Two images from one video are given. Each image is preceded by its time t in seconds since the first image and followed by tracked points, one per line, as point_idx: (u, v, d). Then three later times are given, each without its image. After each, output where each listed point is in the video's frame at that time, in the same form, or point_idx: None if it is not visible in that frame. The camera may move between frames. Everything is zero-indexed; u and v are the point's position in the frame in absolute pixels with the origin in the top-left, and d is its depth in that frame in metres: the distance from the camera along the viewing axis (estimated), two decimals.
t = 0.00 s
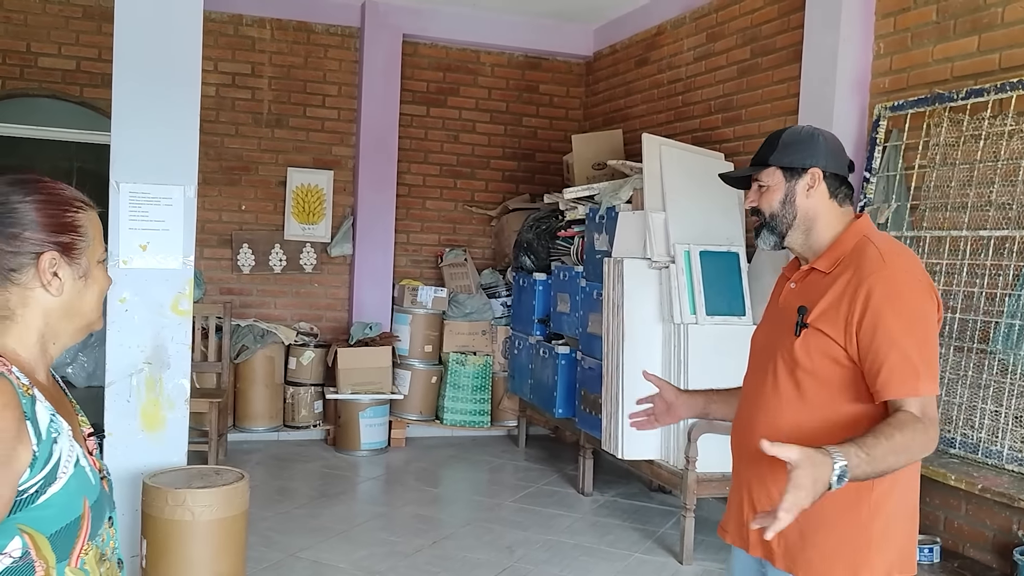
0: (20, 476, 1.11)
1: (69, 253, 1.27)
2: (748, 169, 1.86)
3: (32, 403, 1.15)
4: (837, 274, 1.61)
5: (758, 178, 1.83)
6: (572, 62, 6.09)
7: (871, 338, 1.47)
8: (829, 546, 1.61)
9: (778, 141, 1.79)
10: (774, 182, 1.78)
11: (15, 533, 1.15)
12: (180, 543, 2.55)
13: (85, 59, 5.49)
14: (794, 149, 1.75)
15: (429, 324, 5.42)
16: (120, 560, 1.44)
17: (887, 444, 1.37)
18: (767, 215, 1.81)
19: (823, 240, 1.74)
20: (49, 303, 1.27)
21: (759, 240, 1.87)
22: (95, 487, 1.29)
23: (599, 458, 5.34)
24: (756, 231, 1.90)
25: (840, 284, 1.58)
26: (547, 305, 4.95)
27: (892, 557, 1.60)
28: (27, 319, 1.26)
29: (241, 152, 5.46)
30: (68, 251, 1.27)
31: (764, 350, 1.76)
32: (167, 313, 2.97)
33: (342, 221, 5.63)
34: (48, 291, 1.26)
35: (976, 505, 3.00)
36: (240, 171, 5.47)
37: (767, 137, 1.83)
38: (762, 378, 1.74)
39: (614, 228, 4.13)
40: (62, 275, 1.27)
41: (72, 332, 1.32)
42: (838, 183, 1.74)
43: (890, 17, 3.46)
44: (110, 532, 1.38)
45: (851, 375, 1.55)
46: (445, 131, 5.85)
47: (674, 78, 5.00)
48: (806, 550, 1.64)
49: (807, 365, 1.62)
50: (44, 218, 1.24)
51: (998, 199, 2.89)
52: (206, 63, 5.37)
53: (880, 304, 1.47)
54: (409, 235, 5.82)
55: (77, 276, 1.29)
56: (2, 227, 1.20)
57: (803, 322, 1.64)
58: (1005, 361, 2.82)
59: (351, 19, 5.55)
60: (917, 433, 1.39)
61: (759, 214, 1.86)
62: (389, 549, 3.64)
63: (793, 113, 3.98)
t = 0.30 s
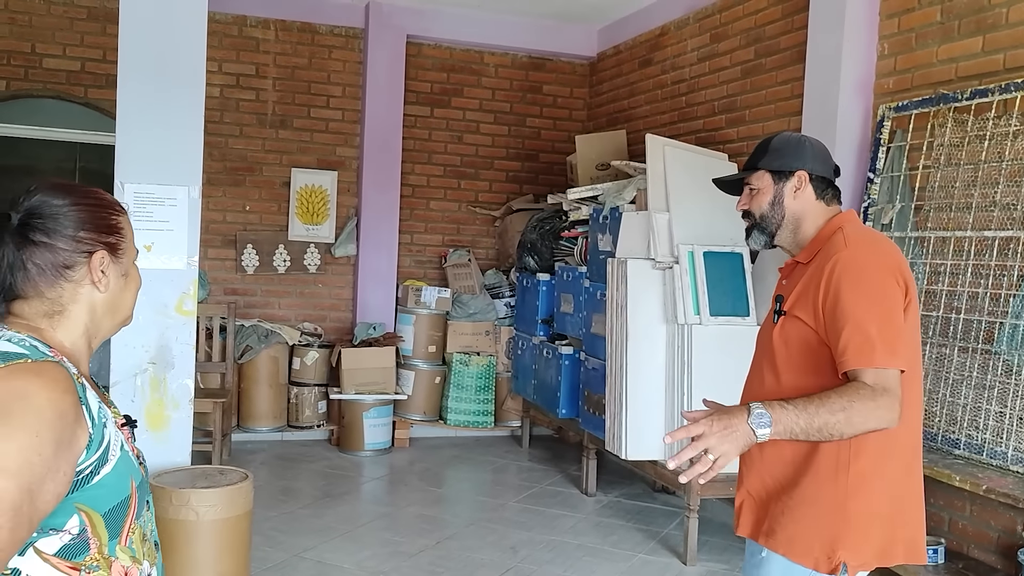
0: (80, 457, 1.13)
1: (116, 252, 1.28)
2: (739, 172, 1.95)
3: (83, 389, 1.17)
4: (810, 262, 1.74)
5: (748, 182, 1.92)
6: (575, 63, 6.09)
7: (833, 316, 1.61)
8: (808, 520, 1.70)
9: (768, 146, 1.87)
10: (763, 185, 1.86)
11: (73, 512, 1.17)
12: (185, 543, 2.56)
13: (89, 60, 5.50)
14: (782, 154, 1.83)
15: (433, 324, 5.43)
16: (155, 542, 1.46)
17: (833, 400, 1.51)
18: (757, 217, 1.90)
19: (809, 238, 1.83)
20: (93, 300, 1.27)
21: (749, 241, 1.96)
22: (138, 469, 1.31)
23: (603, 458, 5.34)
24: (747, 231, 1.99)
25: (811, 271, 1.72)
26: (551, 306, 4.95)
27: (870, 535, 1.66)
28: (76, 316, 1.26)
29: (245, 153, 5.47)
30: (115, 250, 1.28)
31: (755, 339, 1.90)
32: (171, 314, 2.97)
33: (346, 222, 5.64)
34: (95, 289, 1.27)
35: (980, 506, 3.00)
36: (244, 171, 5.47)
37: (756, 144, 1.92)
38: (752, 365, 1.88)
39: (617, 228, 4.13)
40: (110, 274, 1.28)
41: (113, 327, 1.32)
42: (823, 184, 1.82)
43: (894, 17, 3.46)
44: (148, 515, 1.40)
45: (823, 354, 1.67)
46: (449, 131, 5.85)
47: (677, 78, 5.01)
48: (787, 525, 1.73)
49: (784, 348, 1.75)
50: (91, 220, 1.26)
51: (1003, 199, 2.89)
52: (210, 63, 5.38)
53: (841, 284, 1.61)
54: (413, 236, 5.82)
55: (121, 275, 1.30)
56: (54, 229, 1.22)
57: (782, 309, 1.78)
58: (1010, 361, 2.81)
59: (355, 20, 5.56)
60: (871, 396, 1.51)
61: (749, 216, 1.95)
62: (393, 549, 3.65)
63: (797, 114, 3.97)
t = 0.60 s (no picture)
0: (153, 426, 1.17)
1: (159, 244, 1.28)
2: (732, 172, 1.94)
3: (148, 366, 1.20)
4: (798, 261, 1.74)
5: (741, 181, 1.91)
6: (579, 62, 6.09)
7: (817, 313, 1.61)
8: (792, 514, 1.69)
9: (761, 146, 1.86)
10: (757, 185, 1.85)
11: (147, 480, 1.20)
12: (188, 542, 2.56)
13: (93, 60, 5.51)
14: (777, 154, 1.82)
15: (436, 324, 5.43)
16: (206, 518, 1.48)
17: (825, 397, 1.50)
18: (750, 216, 1.89)
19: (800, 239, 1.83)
20: (140, 292, 1.26)
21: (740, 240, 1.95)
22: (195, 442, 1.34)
23: (606, 458, 5.33)
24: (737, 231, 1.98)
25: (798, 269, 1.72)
26: (554, 305, 4.94)
27: (855, 530, 1.66)
28: (125, 307, 1.25)
29: (249, 152, 5.47)
30: (159, 241, 1.27)
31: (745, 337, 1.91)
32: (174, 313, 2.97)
33: (349, 221, 5.64)
34: (142, 280, 1.26)
35: (985, 506, 2.99)
36: (247, 170, 5.48)
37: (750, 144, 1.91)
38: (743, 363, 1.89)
39: (621, 228, 4.12)
40: (153, 266, 1.27)
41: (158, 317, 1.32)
42: (817, 186, 1.82)
43: (899, 16, 3.45)
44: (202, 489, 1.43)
45: (809, 352, 1.68)
46: (452, 131, 5.85)
47: (681, 77, 5.00)
48: (772, 518, 1.73)
49: (772, 346, 1.76)
50: (133, 214, 1.24)
51: (1008, 199, 2.88)
52: (214, 63, 5.39)
53: (825, 281, 1.61)
54: (416, 235, 5.82)
55: (162, 266, 1.29)
56: (105, 223, 1.21)
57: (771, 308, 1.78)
58: (1015, 361, 2.80)
59: (358, 19, 5.56)
60: (861, 392, 1.51)
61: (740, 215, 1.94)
62: (396, 549, 3.65)
63: (801, 113, 3.96)
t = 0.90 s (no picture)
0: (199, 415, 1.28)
1: (181, 244, 1.31)
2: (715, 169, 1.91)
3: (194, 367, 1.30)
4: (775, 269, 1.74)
5: (723, 180, 1.89)
6: (582, 61, 6.08)
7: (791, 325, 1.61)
8: (761, 521, 1.71)
9: (746, 146, 1.85)
10: (740, 185, 1.84)
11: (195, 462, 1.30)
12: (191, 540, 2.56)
13: (96, 58, 5.50)
14: (761, 156, 1.81)
15: (439, 322, 5.42)
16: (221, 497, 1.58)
17: (794, 412, 1.51)
18: (731, 217, 1.88)
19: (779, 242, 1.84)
20: (161, 288, 1.30)
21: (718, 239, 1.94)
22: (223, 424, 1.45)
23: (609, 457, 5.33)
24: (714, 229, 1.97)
25: (774, 279, 1.72)
26: (557, 304, 4.94)
27: (824, 538, 1.67)
28: (148, 303, 1.29)
29: (251, 151, 5.47)
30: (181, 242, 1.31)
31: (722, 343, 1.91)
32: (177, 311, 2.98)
33: (352, 220, 5.64)
34: (163, 276, 1.30)
35: (989, 506, 2.98)
36: (250, 169, 5.48)
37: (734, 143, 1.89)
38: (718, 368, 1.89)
39: (624, 226, 4.11)
40: (173, 264, 1.31)
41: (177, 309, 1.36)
42: (799, 189, 1.82)
43: (902, 14, 3.44)
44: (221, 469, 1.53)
45: (782, 362, 1.68)
46: (455, 129, 5.85)
47: (684, 76, 4.99)
48: (743, 523, 1.74)
49: (747, 355, 1.76)
50: (157, 215, 1.27)
51: (1012, 197, 2.87)
52: (216, 62, 5.39)
53: (799, 292, 1.61)
54: (419, 234, 5.82)
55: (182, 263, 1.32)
56: (133, 222, 1.25)
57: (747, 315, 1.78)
58: (1019, 360, 2.79)
59: (361, 18, 5.55)
60: (828, 407, 1.52)
61: (718, 215, 1.93)
62: (399, 547, 3.65)
63: (804, 111, 3.95)
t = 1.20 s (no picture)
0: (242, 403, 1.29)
1: (191, 246, 1.27)
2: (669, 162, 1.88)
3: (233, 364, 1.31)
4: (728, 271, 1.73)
5: (678, 176, 1.86)
6: (586, 58, 6.07)
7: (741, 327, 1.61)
8: (714, 524, 1.69)
9: (704, 140, 1.83)
10: (697, 181, 1.82)
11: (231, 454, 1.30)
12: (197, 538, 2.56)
13: (100, 55, 5.50)
14: (717, 152, 1.80)
15: (442, 321, 5.42)
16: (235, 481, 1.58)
17: (723, 412, 1.52)
18: (685, 214, 1.85)
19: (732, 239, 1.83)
20: (178, 290, 1.28)
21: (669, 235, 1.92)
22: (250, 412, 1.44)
23: (612, 456, 5.32)
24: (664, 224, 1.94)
25: (727, 280, 1.71)
26: (561, 302, 4.94)
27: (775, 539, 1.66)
28: (165, 305, 1.27)
29: (255, 149, 5.48)
30: (190, 243, 1.27)
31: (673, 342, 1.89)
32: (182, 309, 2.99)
33: (356, 218, 5.64)
34: (174, 281, 1.27)
35: (994, 505, 2.98)
36: (254, 166, 5.48)
37: (689, 137, 1.87)
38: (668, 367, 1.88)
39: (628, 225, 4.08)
40: (186, 266, 1.28)
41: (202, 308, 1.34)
42: (752, 187, 1.83)
43: (909, 11, 3.42)
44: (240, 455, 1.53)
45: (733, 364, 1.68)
46: (459, 127, 5.84)
47: (688, 74, 4.98)
48: (694, 525, 1.72)
49: (698, 356, 1.75)
50: (167, 218, 1.25)
51: (1017, 196, 2.86)
52: (220, 59, 5.39)
53: (752, 295, 1.61)
54: (423, 232, 5.82)
55: (199, 265, 1.29)
56: (133, 228, 1.23)
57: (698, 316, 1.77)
58: None
59: (365, 15, 5.55)
60: (762, 410, 1.52)
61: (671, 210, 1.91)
62: (402, 545, 3.65)
63: (809, 109, 3.94)
